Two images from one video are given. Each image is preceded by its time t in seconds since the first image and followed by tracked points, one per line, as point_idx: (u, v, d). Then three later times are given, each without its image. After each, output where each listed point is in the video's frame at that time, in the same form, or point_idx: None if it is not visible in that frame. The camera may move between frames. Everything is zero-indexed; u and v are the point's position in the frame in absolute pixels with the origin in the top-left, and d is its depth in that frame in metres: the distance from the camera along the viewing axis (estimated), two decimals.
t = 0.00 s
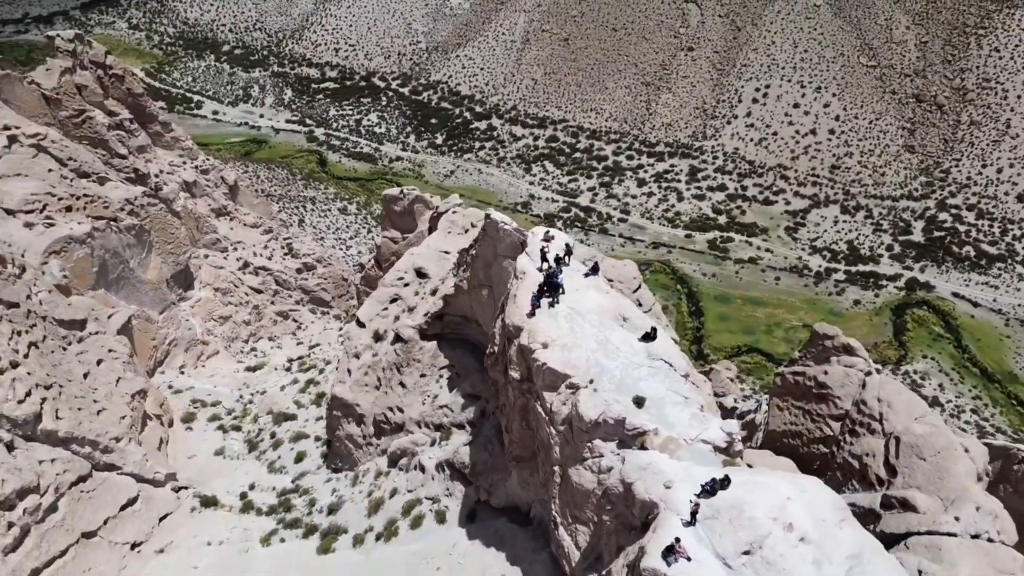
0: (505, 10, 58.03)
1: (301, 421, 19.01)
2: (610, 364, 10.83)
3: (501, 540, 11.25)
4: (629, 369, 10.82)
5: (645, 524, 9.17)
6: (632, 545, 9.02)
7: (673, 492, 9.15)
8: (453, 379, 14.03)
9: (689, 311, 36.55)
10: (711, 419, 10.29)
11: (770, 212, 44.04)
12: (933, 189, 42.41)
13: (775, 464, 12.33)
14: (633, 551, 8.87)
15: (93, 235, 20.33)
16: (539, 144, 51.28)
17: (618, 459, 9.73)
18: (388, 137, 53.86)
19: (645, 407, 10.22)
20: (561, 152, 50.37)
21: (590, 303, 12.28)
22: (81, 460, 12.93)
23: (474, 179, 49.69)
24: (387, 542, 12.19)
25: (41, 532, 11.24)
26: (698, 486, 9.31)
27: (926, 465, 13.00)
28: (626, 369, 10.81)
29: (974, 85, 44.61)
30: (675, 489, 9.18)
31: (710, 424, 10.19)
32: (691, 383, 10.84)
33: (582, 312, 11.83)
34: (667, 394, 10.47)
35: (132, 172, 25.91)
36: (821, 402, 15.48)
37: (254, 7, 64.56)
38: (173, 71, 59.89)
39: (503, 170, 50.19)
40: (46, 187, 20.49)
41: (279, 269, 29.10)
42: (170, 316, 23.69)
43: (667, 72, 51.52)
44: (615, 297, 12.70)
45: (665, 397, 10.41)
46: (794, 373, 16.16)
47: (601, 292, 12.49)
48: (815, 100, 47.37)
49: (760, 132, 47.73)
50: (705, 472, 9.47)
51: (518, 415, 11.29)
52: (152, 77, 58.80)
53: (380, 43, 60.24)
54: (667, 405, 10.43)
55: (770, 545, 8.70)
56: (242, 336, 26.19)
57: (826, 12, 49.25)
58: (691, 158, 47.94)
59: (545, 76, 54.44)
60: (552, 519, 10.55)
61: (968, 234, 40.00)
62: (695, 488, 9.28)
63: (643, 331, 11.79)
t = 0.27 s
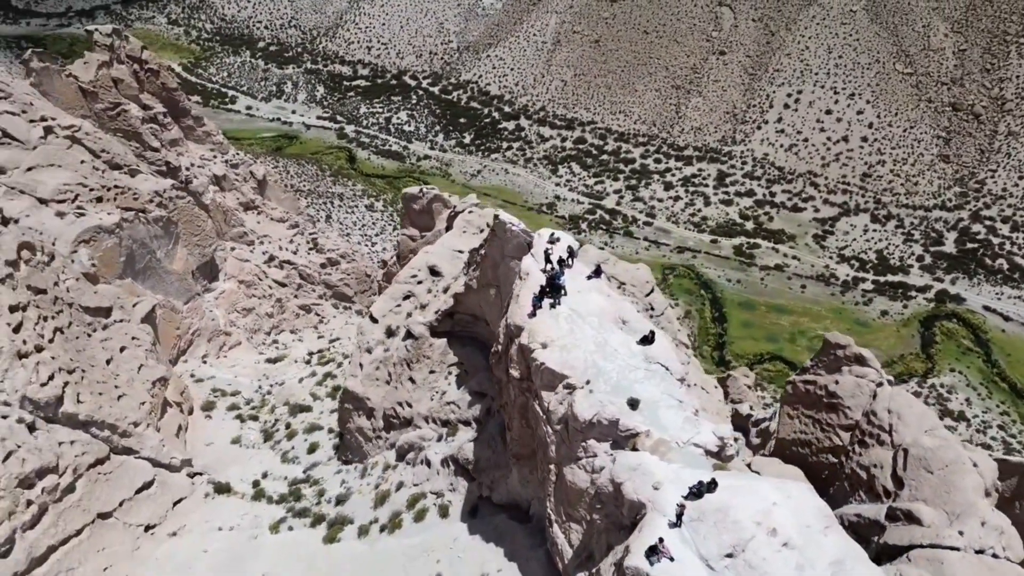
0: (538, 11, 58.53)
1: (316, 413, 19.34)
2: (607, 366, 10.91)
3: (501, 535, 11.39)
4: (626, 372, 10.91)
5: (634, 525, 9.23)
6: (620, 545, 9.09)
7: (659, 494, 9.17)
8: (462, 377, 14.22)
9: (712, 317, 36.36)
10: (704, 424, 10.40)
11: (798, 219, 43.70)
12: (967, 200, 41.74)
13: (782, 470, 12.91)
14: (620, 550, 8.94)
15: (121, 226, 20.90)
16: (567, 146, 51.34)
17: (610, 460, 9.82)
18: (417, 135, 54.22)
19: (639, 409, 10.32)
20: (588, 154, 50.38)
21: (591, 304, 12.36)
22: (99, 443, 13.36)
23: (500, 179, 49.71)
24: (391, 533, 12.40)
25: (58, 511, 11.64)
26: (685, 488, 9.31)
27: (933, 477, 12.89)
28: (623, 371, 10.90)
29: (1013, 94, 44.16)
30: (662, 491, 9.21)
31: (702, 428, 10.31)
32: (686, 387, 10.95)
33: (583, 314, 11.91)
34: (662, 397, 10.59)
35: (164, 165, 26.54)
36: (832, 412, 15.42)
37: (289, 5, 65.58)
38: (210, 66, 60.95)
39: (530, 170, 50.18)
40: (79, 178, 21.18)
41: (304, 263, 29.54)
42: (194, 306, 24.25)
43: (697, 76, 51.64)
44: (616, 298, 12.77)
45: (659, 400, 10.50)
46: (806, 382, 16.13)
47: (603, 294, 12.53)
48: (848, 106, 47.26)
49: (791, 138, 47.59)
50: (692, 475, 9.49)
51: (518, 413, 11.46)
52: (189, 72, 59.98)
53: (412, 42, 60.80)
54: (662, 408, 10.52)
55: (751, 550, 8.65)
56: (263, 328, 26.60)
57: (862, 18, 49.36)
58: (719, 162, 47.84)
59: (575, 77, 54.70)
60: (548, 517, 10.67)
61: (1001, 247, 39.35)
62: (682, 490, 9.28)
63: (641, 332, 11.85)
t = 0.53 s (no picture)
0: (568, 12, 58.57)
1: (330, 406, 19.66)
2: (603, 368, 10.99)
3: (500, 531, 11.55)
4: (622, 374, 10.97)
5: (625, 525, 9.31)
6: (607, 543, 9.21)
7: (647, 494, 9.28)
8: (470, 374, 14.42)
9: (735, 322, 36.06)
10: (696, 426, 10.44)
11: (827, 226, 43.29)
12: (1001, 212, 41.66)
13: (789, 480, 14.06)
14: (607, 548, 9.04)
15: (149, 217, 21.47)
16: (594, 147, 51.33)
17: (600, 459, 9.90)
18: (445, 134, 54.58)
19: (633, 410, 10.38)
20: (614, 155, 50.32)
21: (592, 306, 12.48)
22: (117, 427, 13.81)
23: (526, 179, 49.79)
24: (394, 525, 12.64)
25: (76, 492, 12.07)
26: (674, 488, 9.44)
27: (939, 490, 12.80)
28: (619, 373, 10.96)
29: None
30: (650, 491, 9.32)
31: (696, 430, 10.35)
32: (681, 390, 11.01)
33: (583, 316, 12.02)
34: (656, 399, 10.66)
35: (194, 158, 27.15)
36: (841, 421, 15.37)
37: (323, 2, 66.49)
38: (244, 62, 62.65)
39: (556, 171, 50.24)
40: (110, 169, 21.89)
41: (327, 258, 29.98)
42: (218, 297, 24.80)
43: (728, 80, 51.41)
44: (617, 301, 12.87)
45: (653, 402, 10.55)
46: (815, 390, 16.10)
47: (604, 296, 12.62)
48: (881, 113, 46.69)
49: (822, 144, 47.06)
50: (681, 476, 9.60)
51: (518, 411, 11.65)
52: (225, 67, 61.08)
53: (443, 41, 61.23)
54: (656, 410, 10.57)
55: (734, 553, 8.74)
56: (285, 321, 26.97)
57: (899, 25, 48.62)
58: (748, 167, 47.49)
59: (604, 78, 54.64)
60: (544, 514, 10.80)
61: None
62: (669, 491, 9.41)
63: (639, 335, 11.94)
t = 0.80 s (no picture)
0: (600, 14, 58.74)
1: (345, 399, 19.97)
2: (600, 369, 11.12)
3: (500, 528, 11.72)
4: (619, 375, 11.11)
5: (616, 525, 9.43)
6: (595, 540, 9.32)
7: (634, 493, 9.41)
8: (476, 372, 14.56)
9: (758, 328, 35.76)
10: (688, 429, 10.63)
11: (856, 234, 42.82)
12: None
13: (793, 489, 14.50)
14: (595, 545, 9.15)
15: (175, 210, 21.99)
16: (621, 149, 51.26)
17: (591, 457, 10.06)
18: (473, 133, 54.86)
19: (626, 411, 10.51)
20: (641, 158, 50.20)
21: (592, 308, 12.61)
22: (135, 412, 14.25)
23: (551, 180, 49.76)
24: (399, 517, 12.90)
25: (92, 474, 12.50)
26: (662, 488, 9.55)
27: (944, 503, 12.73)
28: (616, 375, 11.11)
29: None
30: (638, 490, 9.44)
31: (687, 434, 10.51)
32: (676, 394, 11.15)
33: (582, 318, 12.16)
34: (650, 401, 10.80)
35: (222, 152, 27.72)
36: (850, 431, 15.27)
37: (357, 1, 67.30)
38: (278, 58, 63.81)
39: (582, 173, 50.21)
40: (140, 162, 22.48)
41: (350, 253, 30.40)
42: (241, 289, 25.33)
43: (759, 85, 51.22)
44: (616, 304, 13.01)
45: (648, 405, 10.70)
46: (825, 399, 15.97)
47: (604, 300, 12.78)
48: (915, 122, 46.27)
49: (853, 151, 46.74)
50: (669, 477, 9.71)
51: (518, 409, 11.81)
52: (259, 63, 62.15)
53: (474, 41, 61.59)
54: (650, 412, 10.71)
55: (718, 554, 8.78)
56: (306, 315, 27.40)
57: (936, 31, 48.28)
58: (777, 173, 47.09)
59: (633, 80, 54.60)
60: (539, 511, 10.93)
61: None
62: (656, 491, 9.51)
63: (636, 338, 12.10)
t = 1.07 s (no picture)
0: (632, 17, 58.22)
1: (360, 393, 20.26)
2: (597, 370, 11.29)
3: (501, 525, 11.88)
4: (615, 377, 11.28)
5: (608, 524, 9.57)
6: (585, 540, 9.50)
7: (622, 495, 9.57)
8: (485, 370, 14.74)
9: (782, 336, 35.46)
10: (680, 433, 10.81)
11: (885, 244, 42.28)
12: None
13: (801, 494, 14.16)
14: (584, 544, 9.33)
15: (200, 203, 22.49)
16: (649, 153, 51.06)
17: (583, 457, 10.22)
18: (501, 133, 55.05)
19: (621, 413, 10.67)
20: (669, 162, 49.96)
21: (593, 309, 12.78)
22: (153, 399, 14.66)
23: (577, 181, 49.74)
24: (403, 510, 13.13)
25: (109, 457, 12.93)
26: (650, 490, 9.70)
27: (950, 516, 12.63)
28: (612, 376, 11.28)
29: None
30: (626, 491, 9.61)
31: (679, 437, 10.72)
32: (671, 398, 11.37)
33: (584, 319, 12.30)
34: (645, 404, 10.98)
35: (250, 148, 28.23)
36: (860, 441, 15.16)
37: None
38: (311, 55, 64.78)
39: (609, 175, 50.12)
40: (169, 156, 22.95)
41: (374, 250, 30.75)
42: (264, 282, 25.79)
43: (791, 90, 50.74)
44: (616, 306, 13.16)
45: (642, 407, 10.87)
46: (836, 409, 15.81)
47: (607, 300, 12.89)
48: (950, 130, 45.57)
49: (885, 159, 46.15)
50: (656, 479, 9.87)
51: (518, 407, 11.97)
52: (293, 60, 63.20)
53: (505, 42, 61.79)
54: (644, 414, 10.89)
55: (699, 557, 8.87)
56: (327, 309, 27.78)
57: (975, 39, 47.64)
58: (806, 180, 46.63)
59: (663, 84, 54.45)
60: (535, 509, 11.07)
61: None
62: (644, 492, 9.67)
63: (633, 341, 12.29)
